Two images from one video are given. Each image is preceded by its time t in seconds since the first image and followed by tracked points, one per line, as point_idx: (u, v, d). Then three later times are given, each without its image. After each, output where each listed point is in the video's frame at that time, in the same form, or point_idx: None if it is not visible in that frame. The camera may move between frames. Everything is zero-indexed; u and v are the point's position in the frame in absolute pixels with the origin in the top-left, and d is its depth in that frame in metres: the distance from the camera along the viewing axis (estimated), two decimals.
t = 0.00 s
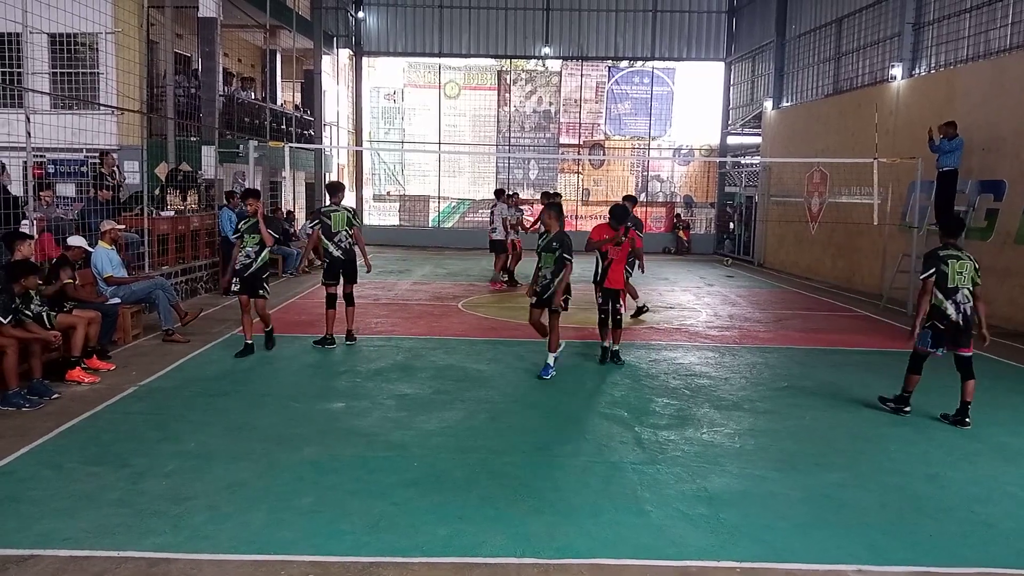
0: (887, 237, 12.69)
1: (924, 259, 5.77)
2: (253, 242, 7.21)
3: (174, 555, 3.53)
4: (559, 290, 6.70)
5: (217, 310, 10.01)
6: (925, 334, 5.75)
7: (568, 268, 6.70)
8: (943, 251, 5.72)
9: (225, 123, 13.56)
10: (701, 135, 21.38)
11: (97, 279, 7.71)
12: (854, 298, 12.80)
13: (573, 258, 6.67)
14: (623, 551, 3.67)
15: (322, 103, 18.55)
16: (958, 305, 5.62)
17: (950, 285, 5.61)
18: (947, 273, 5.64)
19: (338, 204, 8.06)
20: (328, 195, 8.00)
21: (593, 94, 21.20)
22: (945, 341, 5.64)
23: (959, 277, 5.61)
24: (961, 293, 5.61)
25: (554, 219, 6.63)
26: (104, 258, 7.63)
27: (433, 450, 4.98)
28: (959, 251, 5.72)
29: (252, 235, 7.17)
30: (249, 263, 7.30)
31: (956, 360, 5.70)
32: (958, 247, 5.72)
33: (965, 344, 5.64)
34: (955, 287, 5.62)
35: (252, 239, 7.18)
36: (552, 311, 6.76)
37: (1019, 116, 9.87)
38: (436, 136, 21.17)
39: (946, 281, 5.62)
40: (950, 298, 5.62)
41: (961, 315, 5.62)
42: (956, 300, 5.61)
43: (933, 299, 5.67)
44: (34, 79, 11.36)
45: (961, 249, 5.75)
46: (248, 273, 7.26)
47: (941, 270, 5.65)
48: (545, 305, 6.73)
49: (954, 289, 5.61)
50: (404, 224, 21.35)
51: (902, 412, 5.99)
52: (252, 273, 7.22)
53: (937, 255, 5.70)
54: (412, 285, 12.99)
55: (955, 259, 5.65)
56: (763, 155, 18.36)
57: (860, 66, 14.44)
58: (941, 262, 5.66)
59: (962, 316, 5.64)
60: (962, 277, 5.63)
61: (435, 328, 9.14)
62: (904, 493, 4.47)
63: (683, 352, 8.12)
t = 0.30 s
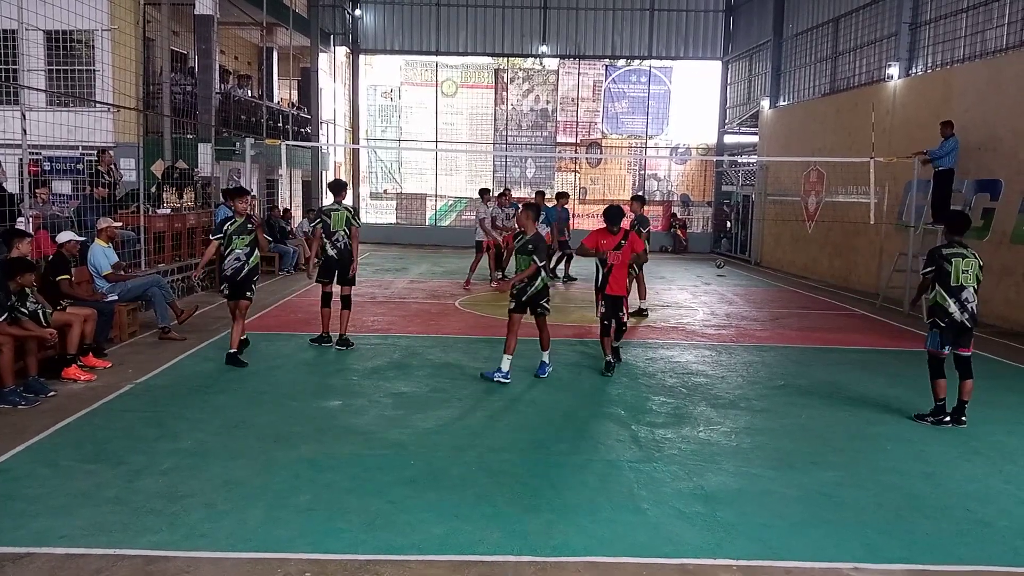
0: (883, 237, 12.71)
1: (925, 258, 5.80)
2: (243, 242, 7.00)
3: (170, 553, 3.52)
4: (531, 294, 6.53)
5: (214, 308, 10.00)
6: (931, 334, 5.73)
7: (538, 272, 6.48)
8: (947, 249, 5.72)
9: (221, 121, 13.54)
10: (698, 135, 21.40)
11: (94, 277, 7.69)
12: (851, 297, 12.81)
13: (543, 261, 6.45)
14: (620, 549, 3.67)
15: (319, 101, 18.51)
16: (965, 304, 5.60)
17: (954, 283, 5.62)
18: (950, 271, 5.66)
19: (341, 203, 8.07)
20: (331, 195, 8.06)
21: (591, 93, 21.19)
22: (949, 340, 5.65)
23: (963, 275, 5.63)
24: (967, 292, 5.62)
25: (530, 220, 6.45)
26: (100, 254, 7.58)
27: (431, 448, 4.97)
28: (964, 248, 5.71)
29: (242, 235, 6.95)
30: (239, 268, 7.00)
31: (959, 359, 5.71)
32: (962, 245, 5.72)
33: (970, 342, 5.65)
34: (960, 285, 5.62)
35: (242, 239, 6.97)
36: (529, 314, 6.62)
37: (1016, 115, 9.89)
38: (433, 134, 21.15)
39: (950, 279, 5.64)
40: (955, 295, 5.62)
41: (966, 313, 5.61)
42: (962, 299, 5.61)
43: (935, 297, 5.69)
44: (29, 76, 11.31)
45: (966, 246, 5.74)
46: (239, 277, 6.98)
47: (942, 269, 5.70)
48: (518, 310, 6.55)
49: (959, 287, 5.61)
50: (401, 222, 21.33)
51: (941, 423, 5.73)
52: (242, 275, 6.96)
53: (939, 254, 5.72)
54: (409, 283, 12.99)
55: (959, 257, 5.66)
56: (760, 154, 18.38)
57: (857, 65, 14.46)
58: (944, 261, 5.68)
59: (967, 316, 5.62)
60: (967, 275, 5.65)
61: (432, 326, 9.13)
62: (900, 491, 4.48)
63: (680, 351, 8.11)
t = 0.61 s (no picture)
0: (879, 235, 12.73)
1: (921, 255, 5.75)
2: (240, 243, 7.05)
3: (166, 552, 3.52)
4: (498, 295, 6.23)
5: (210, 307, 9.99)
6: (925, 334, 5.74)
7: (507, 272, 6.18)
8: (942, 246, 5.68)
9: (217, 119, 13.52)
10: (694, 133, 21.44)
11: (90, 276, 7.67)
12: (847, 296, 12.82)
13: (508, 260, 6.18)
14: (617, 547, 3.68)
15: (315, 99, 18.49)
16: (957, 302, 5.63)
17: (948, 282, 5.63)
18: (945, 269, 5.65)
19: (346, 201, 8.03)
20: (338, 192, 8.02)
21: (587, 91, 21.19)
22: (943, 338, 5.65)
23: (958, 273, 5.63)
24: (960, 289, 5.63)
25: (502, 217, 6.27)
26: (96, 253, 7.59)
27: (427, 446, 4.98)
28: (957, 245, 5.70)
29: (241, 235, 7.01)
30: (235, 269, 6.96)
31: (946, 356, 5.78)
32: (955, 241, 5.70)
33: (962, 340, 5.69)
34: (954, 283, 5.64)
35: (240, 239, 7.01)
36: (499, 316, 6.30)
37: (1011, 113, 9.91)
38: (430, 132, 21.14)
39: (945, 278, 5.63)
40: (949, 294, 5.63)
41: (959, 311, 5.63)
42: (955, 297, 5.63)
43: (930, 295, 5.69)
44: (24, 74, 11.28)
45: (958, 242, 5.73)
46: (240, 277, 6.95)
47: (938, 267, 5.67)
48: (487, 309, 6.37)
49: (952, 286, 5.63)
50: (398, 220, 21.32)
51: (937, 420, 5.74)
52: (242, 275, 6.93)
53: (935, 251, 5.68)
54: (405, 282, 12.98)
55: (954, 254, 5.63)
56: (756, 152, 18.41)
57: (853, 63, 14.48)
58: (940, 259, 5.65)
59: (960, 313, 5.64)
60: (961, 272, 5.65)
61: (428, 325, 9.13)
62: (896, 489, 4.49)
63: (677, 349, 8.12)
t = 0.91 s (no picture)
0: (878, 233, 12.75)
1: (914, 254, 5.70)
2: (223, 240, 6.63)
3: (164, 551, 3.52)
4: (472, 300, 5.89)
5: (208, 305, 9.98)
6: (920, 334, 5.78)
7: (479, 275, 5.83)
8: (932, 245, 5.69)
9: (216, 118, 13.51)
10: (692, 131, 21.46)
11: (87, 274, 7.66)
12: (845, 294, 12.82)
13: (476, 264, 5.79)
14: (615, 545, 3.68)
15: (314, 98, 18.48)
16: (950, 298, 5.68)
17: (941, 280, 5.63)
18: (938, 267, 5.64)
19: (351, 201, 8.05)
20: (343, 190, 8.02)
21: (586, 90, 21.19)
22: (940, 334, 5.71)
23: (950, 270, 5.65)
24: (952, 287, 5.66)
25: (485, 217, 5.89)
26: (93, 252, 7.60)
27: (425, 445, 4.98)
28: (945, 242, 5.72)
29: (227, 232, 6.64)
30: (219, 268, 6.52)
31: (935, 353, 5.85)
32: (942, 238, 5.73)
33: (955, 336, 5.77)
34: (946, 281, 5.66)
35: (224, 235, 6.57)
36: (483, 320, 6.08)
37: (1009, 112, 9.93)
38: (428, 131, 21.14)
39: (938, 276, 5.64)
40: (943, 292, 5.66)
41: (953, 308, 5.68)
42: (948, 294, 5.66)
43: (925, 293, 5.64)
44: (22, 73, 11.26)
45: (946, 240, 5.76)
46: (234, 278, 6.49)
47: (932, 265, 5.63)
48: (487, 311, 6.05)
49: (945, 283, 5.64)
50: (396, 219, 21.31)
51: (935, 419, 5.74)
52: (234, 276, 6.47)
53: (928, 249, 5.65)
54: (404, 280, 12.98)
55: (945, 252, 5.65)
56: (755, 150, 18.43)
57: (851, 62, 14.49)
58: (932, 257, 5.64)
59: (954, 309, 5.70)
60: (952, 270, 5.67)
61: (426, 323, 9.12)
62: (894, 487, 4.50)
63: (675, 347, 8.12)
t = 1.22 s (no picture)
0: (875, 235, 12.78)
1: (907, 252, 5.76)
2: (210, 241, 6.31)
3: (162, 552, 3.51)
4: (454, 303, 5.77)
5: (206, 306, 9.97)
6: (906, 332, 5.79)
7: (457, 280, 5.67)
8: (926, 245, 5.76)
9: (213, 119, 13.49)
10: (690, 133, 21.48)
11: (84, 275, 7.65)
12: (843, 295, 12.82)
13: (451, 267, 5.61)
14: (613, 547, 3.68)
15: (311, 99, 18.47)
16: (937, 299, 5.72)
17: (933, 280, 5.68)
18: (930, 267, 5.70)
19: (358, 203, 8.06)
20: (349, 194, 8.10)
21: (583, 91, 21.20)
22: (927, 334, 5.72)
23: (940, 272, 5.71)
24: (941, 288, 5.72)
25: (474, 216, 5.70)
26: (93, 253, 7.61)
27: (423, 446, 4.98)
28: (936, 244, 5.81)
29: (214, 232, 6.35)
30: (216, 272, 6.30)
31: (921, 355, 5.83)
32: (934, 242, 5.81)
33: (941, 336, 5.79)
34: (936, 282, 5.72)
35: (221, 237, 6.33)
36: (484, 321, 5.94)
37: (1006, 113, 9.95)
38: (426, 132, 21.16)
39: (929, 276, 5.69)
40: (932, 292, 5.71)
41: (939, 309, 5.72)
42: (936, 294, 5.71)
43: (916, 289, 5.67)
44: (18, 73, 11.24)
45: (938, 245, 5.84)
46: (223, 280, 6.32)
47: (925, 263, 5.69)
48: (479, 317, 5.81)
49: (936, 284, 5.69)
50: (394, 220, 21.29)
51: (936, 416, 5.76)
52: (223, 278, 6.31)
53: (921, 249, 5.72)
54: (402, 281, 12.98)
55: (938, 254, 5.71)
56: (752, 152, 18.45)
57: (848, 63, 14.51)
58: (925, 256, 5.70)
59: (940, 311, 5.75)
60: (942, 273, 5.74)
61: (424, 324, 9.12)
62: (891, 488, 4.51)
63: (672, 349, 8.13)
